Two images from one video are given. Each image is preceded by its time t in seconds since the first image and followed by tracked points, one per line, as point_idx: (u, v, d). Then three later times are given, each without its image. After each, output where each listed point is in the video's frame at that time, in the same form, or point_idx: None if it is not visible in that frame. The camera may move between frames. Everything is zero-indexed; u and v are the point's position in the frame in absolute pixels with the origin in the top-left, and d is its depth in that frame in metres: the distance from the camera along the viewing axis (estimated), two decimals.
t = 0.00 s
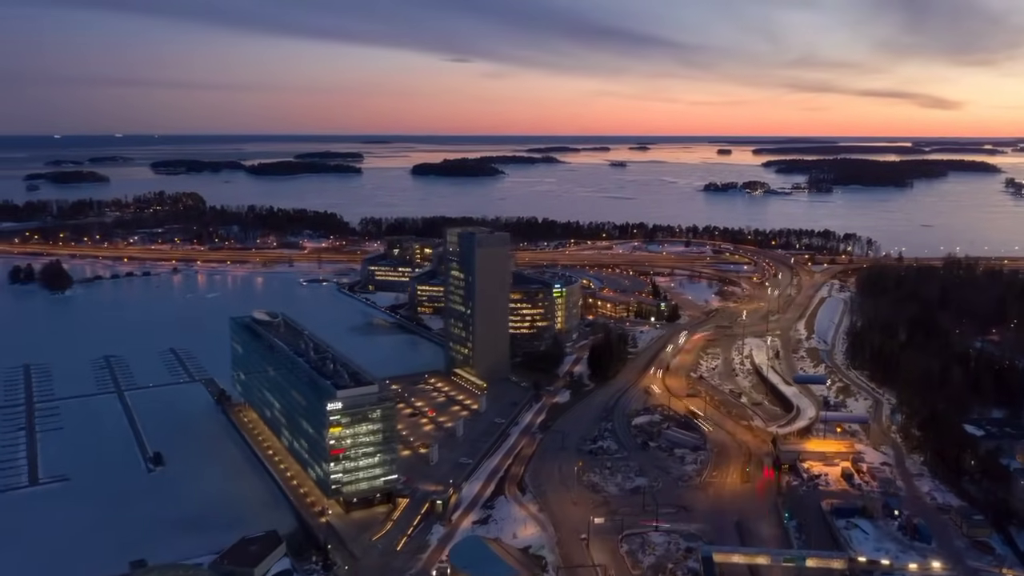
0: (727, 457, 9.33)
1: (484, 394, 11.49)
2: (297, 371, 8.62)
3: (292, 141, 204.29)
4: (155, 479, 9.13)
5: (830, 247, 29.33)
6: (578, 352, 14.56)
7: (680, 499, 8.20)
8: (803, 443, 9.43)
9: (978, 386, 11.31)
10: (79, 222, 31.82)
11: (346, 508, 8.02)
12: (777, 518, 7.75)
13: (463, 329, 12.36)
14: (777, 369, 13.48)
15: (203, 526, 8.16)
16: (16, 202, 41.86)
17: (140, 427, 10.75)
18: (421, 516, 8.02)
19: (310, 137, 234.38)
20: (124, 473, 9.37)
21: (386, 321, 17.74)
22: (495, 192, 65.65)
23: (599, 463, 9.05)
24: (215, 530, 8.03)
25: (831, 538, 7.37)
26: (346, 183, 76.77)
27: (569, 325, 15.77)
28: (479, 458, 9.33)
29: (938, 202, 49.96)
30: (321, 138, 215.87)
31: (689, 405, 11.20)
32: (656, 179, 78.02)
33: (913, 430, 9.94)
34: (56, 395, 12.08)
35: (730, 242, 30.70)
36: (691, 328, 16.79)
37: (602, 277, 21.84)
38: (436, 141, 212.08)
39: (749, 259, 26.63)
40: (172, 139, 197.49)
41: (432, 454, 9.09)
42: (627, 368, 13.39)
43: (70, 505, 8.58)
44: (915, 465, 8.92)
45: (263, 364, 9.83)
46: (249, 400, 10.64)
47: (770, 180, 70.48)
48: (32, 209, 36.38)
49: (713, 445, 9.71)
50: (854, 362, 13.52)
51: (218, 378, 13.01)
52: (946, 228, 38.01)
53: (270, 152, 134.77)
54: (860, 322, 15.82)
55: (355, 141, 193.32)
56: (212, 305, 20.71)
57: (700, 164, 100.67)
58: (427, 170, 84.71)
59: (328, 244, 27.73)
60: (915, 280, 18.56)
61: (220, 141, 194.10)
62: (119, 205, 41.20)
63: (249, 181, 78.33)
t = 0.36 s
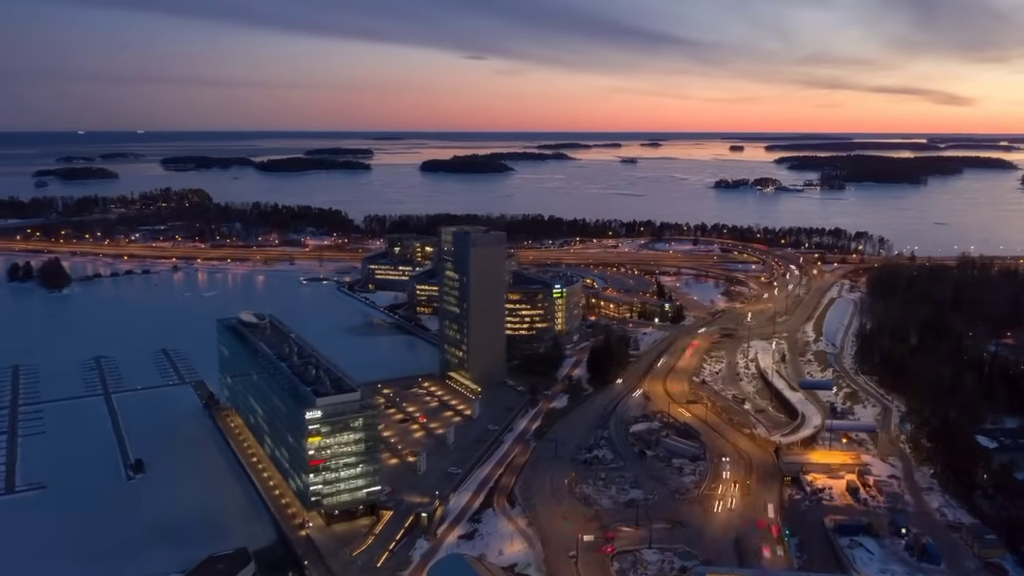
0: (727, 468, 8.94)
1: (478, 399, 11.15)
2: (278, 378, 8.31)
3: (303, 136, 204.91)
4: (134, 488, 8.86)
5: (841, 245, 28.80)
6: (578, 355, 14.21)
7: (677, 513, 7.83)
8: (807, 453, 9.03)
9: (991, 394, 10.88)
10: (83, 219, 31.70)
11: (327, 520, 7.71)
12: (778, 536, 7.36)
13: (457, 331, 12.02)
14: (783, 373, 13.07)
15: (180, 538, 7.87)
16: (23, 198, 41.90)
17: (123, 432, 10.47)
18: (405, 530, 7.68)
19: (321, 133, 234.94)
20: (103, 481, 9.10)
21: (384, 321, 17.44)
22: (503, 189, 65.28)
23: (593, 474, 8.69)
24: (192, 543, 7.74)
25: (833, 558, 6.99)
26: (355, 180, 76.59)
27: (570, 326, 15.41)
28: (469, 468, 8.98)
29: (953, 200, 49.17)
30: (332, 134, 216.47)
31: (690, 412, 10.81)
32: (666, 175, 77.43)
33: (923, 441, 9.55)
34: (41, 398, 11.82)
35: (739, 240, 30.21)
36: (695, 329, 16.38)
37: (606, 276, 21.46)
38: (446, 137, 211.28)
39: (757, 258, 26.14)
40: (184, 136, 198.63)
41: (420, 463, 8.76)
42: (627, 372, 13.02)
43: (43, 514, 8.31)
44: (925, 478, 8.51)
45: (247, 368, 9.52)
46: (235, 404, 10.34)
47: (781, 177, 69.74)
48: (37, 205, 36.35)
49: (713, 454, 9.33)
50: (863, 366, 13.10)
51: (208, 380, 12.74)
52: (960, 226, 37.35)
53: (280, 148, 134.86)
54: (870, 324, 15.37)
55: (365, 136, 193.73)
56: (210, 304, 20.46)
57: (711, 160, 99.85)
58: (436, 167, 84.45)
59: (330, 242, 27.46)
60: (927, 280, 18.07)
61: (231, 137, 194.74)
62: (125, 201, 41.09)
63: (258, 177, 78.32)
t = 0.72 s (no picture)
0: (727, 479, 8.58)
1: (471, 405, 10.82)
2: (258, 384, 8.01)
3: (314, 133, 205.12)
4: (111, 496, 8.59)
5: (852, 244, 28.24)
6: (578, 358, 13.86)
7: (671, 529, 7.47)
8: (811, 465, 8.64)
9: (1005, 403, 10.46)
10: (87, 216, 31.59)
11: (306, 534, 7.39)
12: (776, 555, 7.00)
13: (451, 334, 11.68)
14: (789, 378, 12.66)
15: (154, 549, 7.59)
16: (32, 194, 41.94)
17: (105, 436, 10.20)
18: (387, 543, 7.35)
19: (332, 129, 235.24)
20: (80, 489, 8.82)
21: (382, 321, 17.14)
22: (512, 186, 64.90)
23: (585, 486, 8.35)
24: (165, 556, 7.46)
25: None
26: (363, 176, 76.44)
27: (570, 328, 15.04)
28: (457, 477, 8.66)
29: (969, 197, 48.29)
30: (343, 130, 216.60)
31: (690, 419, 10.43)
32: (677, 172, 76.76)
33: (933, 452, 9.15)
34: (27, 400, 11.59)
35: (749, 239, 29.71)
36: (699, 331, 16.00)
37: (611, 276, 21.06)
38: (457, 134, 210.94)
39: (767, 257, 25.64)
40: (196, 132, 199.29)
41: (406, 472, 8.44)
42: (627, 376, 12.64)
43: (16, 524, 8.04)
44: (934, 492, 8.11)
45: (230, 374, 9.23)
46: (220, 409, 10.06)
47: (794, 174, 68.93)
48: (43, 202, 36.29)
49: (712, 465, 8.96)
50: (872, 371, 12.68)
51: (197, 382, 12.47)
52: (976, 224, 36.64)
53: (291, 145, 134.90)
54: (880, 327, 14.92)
55: (376, 132, 193.64)
56: (208, 302, 20.23)
57: (722, 157, 98.95)
58: (445, 163, 84.15)
59: (333, 239, 27.21)
60: (940, 281, 17.54)
61: (243, 133, 195.30)
62: (131, 198, 41.02)
63: (268, 174, 78.38)
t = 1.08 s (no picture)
0: (726, 491, 8.25)
1: (465, 410, 10.52)
2: (238, 391, 7.73)
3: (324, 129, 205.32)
4: (91, 503, 8.35)
5: (864, 242, 27.75)
6: (578, 361, 13.54)
7: (665, 544, 7.15)
8: (813, 477, 8.29)
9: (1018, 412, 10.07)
10: (91, 213, 31.51)
11: (286, 546, 7.11)
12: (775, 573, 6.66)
13: (446, 336, 11.38)
14: (794, 382, 12.30)
15: (129, 560, 7.34)
16: (38, 191, 41.98)
17: (90, 441, 9.97)
18: (370, 558, 7.05)
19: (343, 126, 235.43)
20: (59, 495, 8.58)
21: (380, 321, 16.87)
22: (520, 183, 64.56)
23: (578, 498, 8.04)
24: (140, 566, 7.21)
25: None
26: (372, 173, 76.28)
27: (571, 330, 14.70)
28: (446, 487, 8.37)
29: (984, 195, 47.56)
30: (354, 127, 216.74)
31: (690, 425, 10.09)
32: (687, 169, 76.15)
33: (943, 463, 8.80)
34: (13, 403, 11.38)
35: (757, 237, 29.26)
36: (704, 332, 15.65)
37: (615, 275, 20.71)
38: (467, 130, 210.56)
39: (775, 256, 25.20)
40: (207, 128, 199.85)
41: (393, 482, 8.15)
42: (627, 380, 12.31)
43: None
44: (943, 507, 7.76)
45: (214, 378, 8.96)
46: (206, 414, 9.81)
47: (805, 171, 68.20)
48: (48, 198, 36.27)
49: (711, 476, 8.62)
50: (881, 376, 12.30)
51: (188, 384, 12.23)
52: (991, 223, 36.01)
53: (301, 141, 134.91)
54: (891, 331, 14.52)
55: (386, 129, 193.61)
56: (207, 300, 20.03)
57: (733, 153, 98.15)
58: (454, 159, 83.87)
59: (336, 237, 26.98)
60: (953, 281, 17.08)
61: (254, 129, 195.67)
62: (137, 194, 40.98)
63: (276, 170, 78.37)
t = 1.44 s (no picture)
0: (724, 504, 7.87)
1: (457, 417, 10.17)
2: (213, 398, 7.43)
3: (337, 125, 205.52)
4: (66, 511, 8.08)
5: (877, 241, 27.19)
6: (577, 365, 13.18)
7: (657, 563, 6.78)
8: (816, 491, 7.90)
9: None
10: (96, 209, 31.42)
11: (261, 561, 6.79)
12: None
13: (439, 339, 11.05)
14: (800, 388, 11.88)
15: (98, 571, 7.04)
16: (47, 187, 42.04)
17: (71, 445, 9.71)
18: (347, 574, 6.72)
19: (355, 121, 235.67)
20: (34, 502, 8.32)
21: (378, 321, 16.57)
22: (530, 179, 64.14)
23: (568, 512, 7.69)
24: None
25: None
26: (382, 168, 76.05)
27: (572, 331, 14.30)
28: (431, 498, 8.03)
29: (1002, 192, 46.71)
30: (366, 123, 216.86)
31: (689, 433, 9.71)
32: (699, 165, 75.45)
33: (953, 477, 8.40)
34: None
35: (768, 235, 28.75)
36: (708, 334, 15.25)
37: (620, 274, 20.33)
38: (479, 126, 210.20)
39: (786, 255, 24.70)
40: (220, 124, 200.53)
41: (376, 493, 7.82)
42: (627, 384, 11.93)
43: None
44: (953, 524, 7.38)
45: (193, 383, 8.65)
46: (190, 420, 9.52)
47: (819, 167, 67.37)
48: (55, 194, 36.30)
49: (709, 488, 8.25)
50: (891, 382, 11.88)
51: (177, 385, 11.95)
52: (1009, 221, 35.27)
53: (313, 137, 134.99)
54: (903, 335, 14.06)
55: (399, 125, 193.53)
56: (206, 298, 19.82)
57: (747, 149, 97.19)
58: (465, 155, 83.55)
59: (340, 234, 26.73)
60: (968, 282, 16.58)
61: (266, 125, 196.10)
62: (145, 191, 40.92)
63: (287, 166, 78.37)
